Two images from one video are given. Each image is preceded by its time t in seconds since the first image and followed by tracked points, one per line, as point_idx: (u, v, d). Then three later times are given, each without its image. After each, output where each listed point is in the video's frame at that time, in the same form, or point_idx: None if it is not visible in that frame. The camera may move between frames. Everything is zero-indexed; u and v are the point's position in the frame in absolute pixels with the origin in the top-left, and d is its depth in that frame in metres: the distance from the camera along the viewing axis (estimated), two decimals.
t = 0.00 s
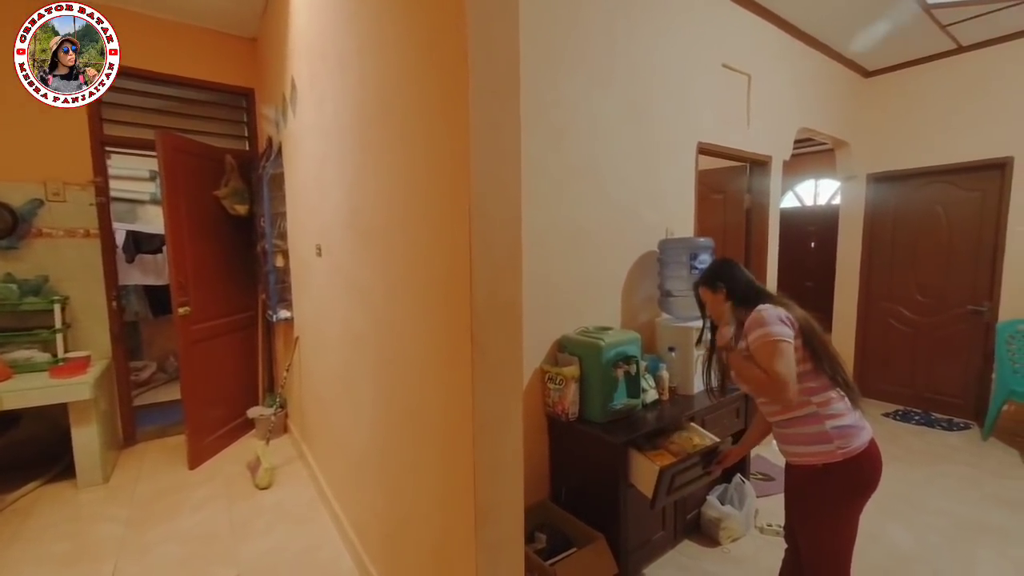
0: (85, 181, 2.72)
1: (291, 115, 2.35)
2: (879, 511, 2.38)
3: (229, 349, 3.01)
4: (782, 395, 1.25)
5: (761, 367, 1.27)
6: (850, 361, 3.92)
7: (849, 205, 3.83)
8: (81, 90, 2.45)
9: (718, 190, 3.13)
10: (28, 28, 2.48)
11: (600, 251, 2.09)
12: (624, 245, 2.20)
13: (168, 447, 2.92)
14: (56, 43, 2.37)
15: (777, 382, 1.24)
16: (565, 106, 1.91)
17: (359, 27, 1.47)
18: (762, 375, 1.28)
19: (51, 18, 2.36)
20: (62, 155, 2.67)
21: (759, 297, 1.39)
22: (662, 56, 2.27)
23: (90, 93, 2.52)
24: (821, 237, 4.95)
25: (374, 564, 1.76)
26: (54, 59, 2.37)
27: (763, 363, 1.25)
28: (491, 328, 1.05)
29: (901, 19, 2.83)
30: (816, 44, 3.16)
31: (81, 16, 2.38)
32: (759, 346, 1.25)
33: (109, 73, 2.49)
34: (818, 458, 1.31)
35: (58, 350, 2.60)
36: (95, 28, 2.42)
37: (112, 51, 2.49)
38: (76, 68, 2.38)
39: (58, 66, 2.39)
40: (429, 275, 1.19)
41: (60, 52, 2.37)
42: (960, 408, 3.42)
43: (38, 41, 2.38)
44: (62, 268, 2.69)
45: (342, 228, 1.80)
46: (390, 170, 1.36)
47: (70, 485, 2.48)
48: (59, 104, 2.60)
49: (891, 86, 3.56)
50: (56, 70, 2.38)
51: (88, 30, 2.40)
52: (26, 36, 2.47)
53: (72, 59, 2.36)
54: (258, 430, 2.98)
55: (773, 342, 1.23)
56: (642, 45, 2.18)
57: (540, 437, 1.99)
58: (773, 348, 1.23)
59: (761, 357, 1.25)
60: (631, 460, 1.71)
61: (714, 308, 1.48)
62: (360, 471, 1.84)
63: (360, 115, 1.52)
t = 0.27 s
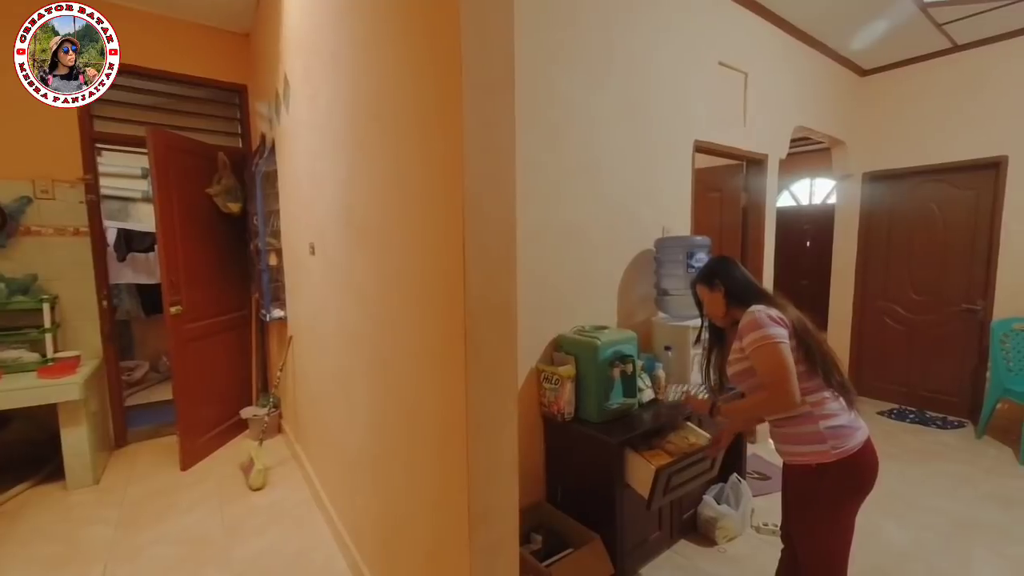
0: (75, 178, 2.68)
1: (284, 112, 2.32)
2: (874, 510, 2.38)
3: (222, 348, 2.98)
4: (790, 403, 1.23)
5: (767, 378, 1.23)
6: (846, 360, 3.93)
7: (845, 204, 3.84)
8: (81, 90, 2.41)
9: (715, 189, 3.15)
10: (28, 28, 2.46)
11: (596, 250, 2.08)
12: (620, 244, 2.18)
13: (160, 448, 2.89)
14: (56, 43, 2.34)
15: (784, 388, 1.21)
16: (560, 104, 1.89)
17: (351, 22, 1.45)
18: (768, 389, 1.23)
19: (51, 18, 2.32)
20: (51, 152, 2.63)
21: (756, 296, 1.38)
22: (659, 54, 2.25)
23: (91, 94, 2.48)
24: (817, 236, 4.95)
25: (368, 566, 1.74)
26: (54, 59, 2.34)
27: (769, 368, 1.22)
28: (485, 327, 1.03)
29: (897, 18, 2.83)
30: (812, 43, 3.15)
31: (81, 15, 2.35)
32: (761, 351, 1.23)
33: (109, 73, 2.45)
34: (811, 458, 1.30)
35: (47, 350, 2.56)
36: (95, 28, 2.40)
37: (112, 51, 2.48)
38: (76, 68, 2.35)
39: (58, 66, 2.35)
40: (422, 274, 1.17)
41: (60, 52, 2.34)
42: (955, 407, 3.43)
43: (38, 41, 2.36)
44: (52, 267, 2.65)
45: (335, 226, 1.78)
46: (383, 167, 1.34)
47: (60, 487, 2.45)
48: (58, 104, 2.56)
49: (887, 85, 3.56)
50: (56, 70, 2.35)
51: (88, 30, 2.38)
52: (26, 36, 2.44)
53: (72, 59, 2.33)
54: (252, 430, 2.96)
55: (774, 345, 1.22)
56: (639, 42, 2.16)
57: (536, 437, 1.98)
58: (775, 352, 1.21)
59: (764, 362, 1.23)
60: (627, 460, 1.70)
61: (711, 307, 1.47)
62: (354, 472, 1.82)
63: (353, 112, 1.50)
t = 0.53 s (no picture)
0: (55, 175, 2.62)
1: (270, 108, 2.29)
2: (864, 505, 2.40)
3: (210, 348, 2.94)
4: (777, 403, 1.23)
5: (755, 378, 1.22)
6: (835, 357, 3.96)
7: (835, 202, 3.86)
8: (80, 90, 2.39)
9: (706, 187, 3.15)
10: (28, 28, 2.46)
11: (587, 248, 2.07)
12: (612, 241, 2.18)
13: (146, 450, 2.85)
14: (56, 43, 2.34)
15: (772, 387, 1.21)
16: (551, 101, 1.88)
17: (338, 14, 1.42)
18: (755, 390, 1.22)
19: (51, 18, 2.32)
20: (31, 149, 2.57)
21: (746, 293, 1.38)
22: (650, 51, 2.24)
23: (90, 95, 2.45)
24: (806, 234, 4.98)
25: (357, 568, 1.72)
26: (56, 59, 2.34)
27: (757, 368, 1.21)
28: (473, 326, 1.01)
29: (886, 18, 2.85)
30: (802, 42, 3.16)
31: (81, 15, 2.35)
32: (749, 351, 1.22)
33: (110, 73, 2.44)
34: (802, 456, 1.30)
35: (28, 351, 2.51)
36: (95, 28, 2.39)
37: (112, 51, 2.47)
38: (76, 68, 2.34)
39: (59, 66, 2.35)
40: (410, 272, 1.15)
41: (61, 52, 2.33)
42: (942, 402, 3.48)
43: (38, 41, 2.35)
44: (32, 266, 2.59)
45: (323, 223, 1.75)
46: (370, 163, 1.31)
47: (42, 491, 2.40)
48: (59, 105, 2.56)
49: (876, 83, 3.59)
50: (57, 70, 2.34)
51: (88, 30, 2.37)
52: (27, 36, 2.45)
53: (72, 59, 2.33)
54: (240, 430, 2.92)
55: (762, 343, 1.21)
56: (629, 39, 2.15)
57: (527, 436, 1.96)
58: (763, 351, 1.21)
59: (751, 362, 1.22)
60: (618, 459, 1.70)
61: (701, 304, 1.47)
62: (343, 472, 1.80)
63: (340, 107, 1.48)
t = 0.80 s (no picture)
0: (30, 168, 2.54)
1: (253, 100, 2.23)
2: (850, 499, 2.42)
3: (193, 345, 2.88)
4: (765, 400, 1.23)
5: (745, 375, 1.22)
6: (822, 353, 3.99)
7: (822, 199, 3.88)
8: (80, 90, 2.46)
9: (696, 183, 3.15)
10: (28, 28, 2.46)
11: (576, 244, 2.06)
12: (601, 237, 2.16)
13: (127, 450, 2.79)
14: (57, 43, 2.40)
15: (761, 385, 1.21)
16: (540, 94, 1.85)
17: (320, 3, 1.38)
18: (744, 387, 1.22)
19: (51, 19, 2.39)
20: (4, 141, 2.48)
21: (741, 288, 1.37)
22: (639, 45, 2.23)
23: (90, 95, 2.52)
24: (794, 230, 5.01)
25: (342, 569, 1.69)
26: (55, 59, 2.39)
27: (748, 365, 1.21)
28: (458, 322, 0.99)
29: (874, 15, 2.86)
30: (791, 38, 3.16)
31: (81, 16, 2.43)
32: (740, 347, 1.21)
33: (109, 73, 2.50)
34: (790, 453, 1.30)
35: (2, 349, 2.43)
36: (95, 28, 2.47)
37: (112, 51, 2.52)
38: (77, 68, 2.42)
39: (59, 66, 2.41)
40: (394, 268, 1.12)
41: (61, 52, 2.39)
42: (926, 397, 3.53)
43: (38, 41, 2.40)
44: (7, 262, 2.52)
45: (306, 218, 1.71)
46: (353, 156, 1.28)
47: (19, 493, 2.34)
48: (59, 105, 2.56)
49: (863, 80, 3.61)
50: (57, 70, 2.40)
51: (88, 30, 2.45)
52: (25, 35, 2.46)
53: (72, 59, 2.40)
54: (225, 429, 2.87)
55: (753, 340, 1.21)
56: (619, 33, 2.13)
57: (515, 433, 1.95)
58: (754, 347, 1.20)
59: (742, 358, 1.22)
60: (607, 456, 1.69)
61: (695, 299, 1.46)
62: (328, 471, 1.77)
63: (323, 98, 1.44)
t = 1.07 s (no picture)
0: None
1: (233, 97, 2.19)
2: (834, 497, 2.45)
3: (172, 348, 2.81)
4: (754, 400, 1.23)
5: (735, 375, 1.21)
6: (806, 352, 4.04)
7: (806, 200, 3.93)
8: (81, 90, 2.56)
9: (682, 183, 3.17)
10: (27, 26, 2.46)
11: (563, 244, 2.05)
12: (588, 237, 2.16)
13: (104, 457, 2.71)
14: (56, 43, 2.45)
15: (750, 385, 1.20)
16: (526, 93, 1.84)
17: None
18: (733, 386, 1.22)
19: (50, 18, 2.44)
20: None
21: (735, 285, 1.36)
22: (625, 45, 2.23)
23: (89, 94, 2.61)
24: (779, 231, 5.07)
25: None
26: (55, 58, 2.45)
27: (737, 365, 1.20)
28: (440, 323, 0.97)
29: (854, 19, 2.90)
30: (774, 40, 3.20)
31: (81, 16, 2.49)
32: (732, 347, 1.21)
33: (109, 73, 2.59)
34: (775, 454, 1.30)
35: None
36: (95, 28, 2.54)
37: (112, 51, 2.60)
38: (77, 68, 2.50)
39: (58, 66, 2.48)
40: (375, 268, 1.10)
41: (61, 52, 2.45)
42: (907, 394, 3.58)
43: (37, 40, 2.45)
44: None
45: (287, 218, 1.68)
46: (334, 154, 1.25)
47: None
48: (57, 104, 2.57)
49: (845, 83, 3.67)
50: (57, 70, 2.47)
51: (88, 30, 2.52)
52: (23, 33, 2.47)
53: (72, 59, 2.47)
54: (205, 434, 2.80)
55: (745, 341, 1.20)
56: (605, 33, 2.13)
57: (502, 435, 1.93)
58: (745, 348, 1.20)
59: (733, 358, 1.21)
60: (594, 457, 1.68)
61: (689, 294, 1.46)
62: (311, 477, 1.73)
63: (303, 95, 1.41)
